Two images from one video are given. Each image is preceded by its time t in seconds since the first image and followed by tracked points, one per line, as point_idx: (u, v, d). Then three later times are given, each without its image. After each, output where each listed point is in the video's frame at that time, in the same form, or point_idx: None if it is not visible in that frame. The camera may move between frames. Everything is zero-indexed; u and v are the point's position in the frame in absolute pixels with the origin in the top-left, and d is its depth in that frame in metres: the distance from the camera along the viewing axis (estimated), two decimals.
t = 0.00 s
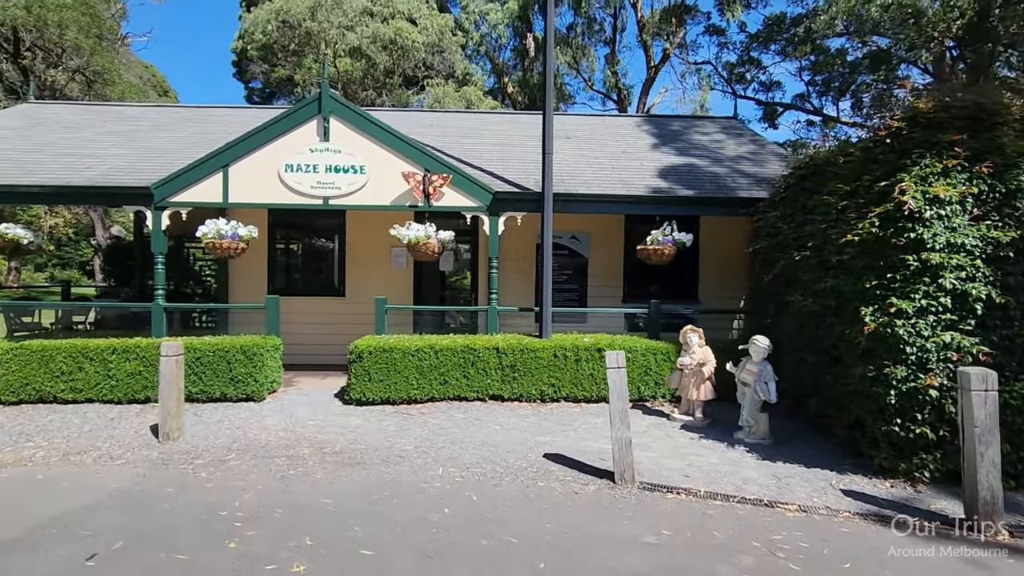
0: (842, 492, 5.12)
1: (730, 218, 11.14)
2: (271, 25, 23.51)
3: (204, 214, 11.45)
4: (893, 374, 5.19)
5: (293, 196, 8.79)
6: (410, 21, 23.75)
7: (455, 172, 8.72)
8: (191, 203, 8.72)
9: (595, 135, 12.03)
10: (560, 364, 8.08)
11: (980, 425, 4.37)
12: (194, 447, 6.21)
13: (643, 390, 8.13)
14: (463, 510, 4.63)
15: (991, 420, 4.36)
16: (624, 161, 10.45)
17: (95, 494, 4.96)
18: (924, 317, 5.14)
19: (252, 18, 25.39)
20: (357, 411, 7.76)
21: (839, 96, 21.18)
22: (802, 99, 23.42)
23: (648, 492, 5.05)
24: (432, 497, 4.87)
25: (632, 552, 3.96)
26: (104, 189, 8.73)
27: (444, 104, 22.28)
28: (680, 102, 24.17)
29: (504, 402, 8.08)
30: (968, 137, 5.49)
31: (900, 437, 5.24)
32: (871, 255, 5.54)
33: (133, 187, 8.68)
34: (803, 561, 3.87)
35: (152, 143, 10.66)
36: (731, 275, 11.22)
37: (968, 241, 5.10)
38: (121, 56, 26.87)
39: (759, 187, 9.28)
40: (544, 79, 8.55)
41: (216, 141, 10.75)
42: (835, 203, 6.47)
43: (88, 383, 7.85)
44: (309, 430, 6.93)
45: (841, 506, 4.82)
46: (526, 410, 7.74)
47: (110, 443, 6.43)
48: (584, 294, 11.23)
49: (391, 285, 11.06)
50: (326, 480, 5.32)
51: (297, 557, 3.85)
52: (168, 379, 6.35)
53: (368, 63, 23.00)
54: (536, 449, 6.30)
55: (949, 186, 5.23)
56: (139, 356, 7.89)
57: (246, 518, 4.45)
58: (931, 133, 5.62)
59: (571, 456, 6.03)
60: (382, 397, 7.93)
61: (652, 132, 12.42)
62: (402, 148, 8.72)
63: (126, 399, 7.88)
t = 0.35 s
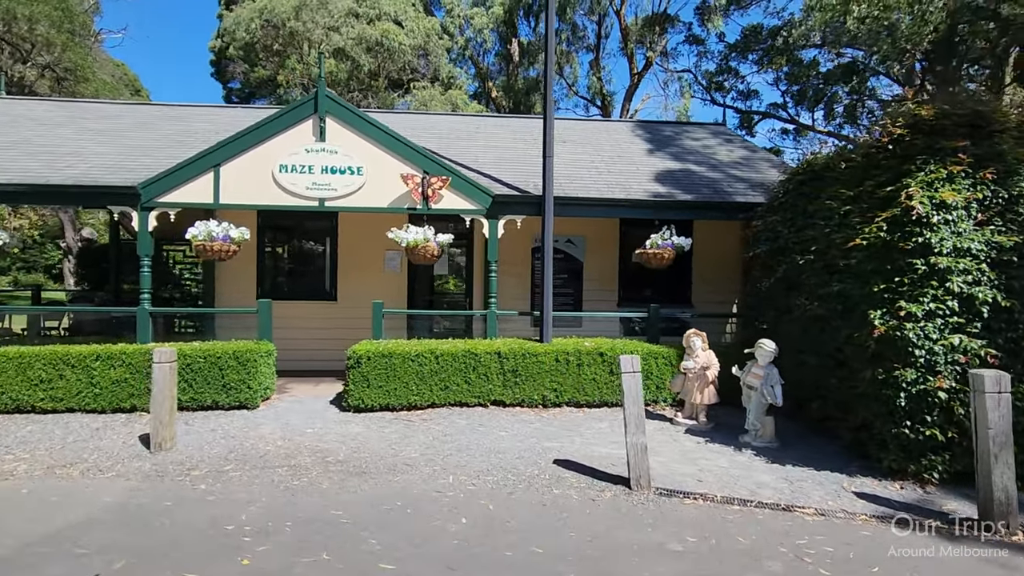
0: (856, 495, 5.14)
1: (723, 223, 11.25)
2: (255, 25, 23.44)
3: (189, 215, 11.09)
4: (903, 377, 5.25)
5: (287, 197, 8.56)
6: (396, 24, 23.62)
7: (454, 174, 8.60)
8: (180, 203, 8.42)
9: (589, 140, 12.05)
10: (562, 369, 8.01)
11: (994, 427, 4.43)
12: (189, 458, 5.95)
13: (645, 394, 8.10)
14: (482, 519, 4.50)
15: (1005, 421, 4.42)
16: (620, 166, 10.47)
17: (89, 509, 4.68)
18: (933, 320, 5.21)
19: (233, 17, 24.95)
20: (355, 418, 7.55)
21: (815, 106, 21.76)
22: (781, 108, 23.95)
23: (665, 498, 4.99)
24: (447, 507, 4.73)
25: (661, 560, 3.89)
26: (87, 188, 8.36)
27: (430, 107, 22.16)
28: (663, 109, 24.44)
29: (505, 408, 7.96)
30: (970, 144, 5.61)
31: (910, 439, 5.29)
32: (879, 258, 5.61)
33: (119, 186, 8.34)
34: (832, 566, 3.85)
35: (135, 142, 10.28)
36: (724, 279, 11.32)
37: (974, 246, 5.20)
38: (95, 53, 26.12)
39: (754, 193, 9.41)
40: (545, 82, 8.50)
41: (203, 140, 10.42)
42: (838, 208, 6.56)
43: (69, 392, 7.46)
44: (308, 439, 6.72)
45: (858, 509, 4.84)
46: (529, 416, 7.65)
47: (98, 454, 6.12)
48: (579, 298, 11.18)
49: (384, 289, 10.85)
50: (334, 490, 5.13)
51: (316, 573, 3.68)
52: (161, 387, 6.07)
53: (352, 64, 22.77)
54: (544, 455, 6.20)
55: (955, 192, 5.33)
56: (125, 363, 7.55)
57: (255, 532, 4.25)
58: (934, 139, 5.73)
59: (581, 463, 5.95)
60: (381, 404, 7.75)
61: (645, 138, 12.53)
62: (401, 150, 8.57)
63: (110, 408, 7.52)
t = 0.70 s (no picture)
0: (875, 498, 5.16)
1: (726, 227, 11.32)
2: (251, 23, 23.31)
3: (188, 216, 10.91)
4: (919, 381, 5.31)
5: (293, 199, 8.46)
6: (392, 25, 23.51)
7: (463, 177, 8.56)
8: (184, 204, 8.28)
9: (592, 144, 12.09)
10: (572, 373, 7.99)
11: (1015, 431, 4.48)
12: (200, 465, 5.82)
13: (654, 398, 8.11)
14: (509, 526, 4.45)
15: None
16: (625, 170, 10.51)
17: (103, 519, 4.56)
18: (949, 326, 5.27)
19: (226, 15, 24.69)
20: (365, 423, 7.47)
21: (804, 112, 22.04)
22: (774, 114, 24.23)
23: (688, 503, 4.99)
24: (472, 514, 4.67)
25: (694, 566, 3.88)
26: (87, 188, 8.18)
27: (425, 108, 22.05)
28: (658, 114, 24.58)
29: (516, 412, 7.92)
30: (983, 152, 5.70)
31: (926, 443, 5.33)
32: (894, 264, 5.67)
33: (121, 186, 8.17)
34: (863, 571, 3.86)
35: (134, 141, 10.09)
36: (726, 283, 11.39)
37: (989, 252, 5.28)
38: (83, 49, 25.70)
39: (759, 198, 9.50)
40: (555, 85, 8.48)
41: (204, 141, 10.26)
42: (849, 214, 6.63)
43: (70, 397, 7.28)
44: (320, 444, 6.62)
45: (879, 512, 4.87)
46: (540, 420, 7.62)
47: (105, 461, 5.97)
48: (582, 302, 11.19)
49: (387, 292, 10.75)
50: (354, 497, 5.05)
51: None
52: (171, 392, 5.96)
53: (348, 65, 22.60)
54: (561, 460, 6.18)
55: (970, 200, 5.42)
56: (128, 367, 7.38)
57: (280, 541, 4.17)
58: (948, 147, 5.81)
59: (599, 467, 5.93)
60: (391, 408, 7.67)
61: (648, 143, 12.60)
62: (409, 152, 8.51)
63: (112, 413, 7.35)
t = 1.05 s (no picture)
0: (908, 498, 5.12)
1: (738, 225, 11.30)
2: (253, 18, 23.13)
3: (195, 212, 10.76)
4: (951, 379, 5.29)
5: (307, 194, 8.33)
6: (394, 22, 23.40)
7: (479, 173, 8.48)
8: (197, 199, 8.15)
9: (604, 143, 12.04)
10: (591, 372, 7.94)
11: None
12: (221, 465, 5.72)
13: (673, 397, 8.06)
14: (547, 527, 4.38)
15: None
16: (639, 169, 10.48)
17: (130, 519, 4.45)
18: (981, 324, 5.26)
19: (227, 11, 24.50)
20: (383, 421, 7.37)
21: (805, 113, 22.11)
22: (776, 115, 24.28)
23: (723, 503, 4.94)
24: (507, 514, 4.60)
25: (741, 566, 3.83)
26: (98, 182, 8.03)
27: (428, 106, 21.92)
28: (660, 113, 24.58)
29: (534, 411, 7.86)
30: (1014, 151, 5.70)
31: (958, 442, 5.31)
32: (925, 262, 5.65)
33: (133, 180, 8.03)
34: (912, 571, 3.82)
35: (143, 135, 9.94)
36: (737, 282, 11.38)
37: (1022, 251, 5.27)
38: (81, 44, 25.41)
39: (775, 197, 9.50)
40: (574, 81, 8.42)
41: (214, 136, 10.12)
42: (874, 213, 6.61)
43: (82, 395, 7.13)
44: (341, 443, 6.52)
45: (915, 511, 4.83)
46: (560, 419, 7.55)
47: (123, 460, 5.84)
48: (594, 300, 11.12)
49: (398, 291, 10.63)
50: (384, 497, 4.97)
51: None
52: (191, 390, 5.86)
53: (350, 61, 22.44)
54: (587, 459, 6.11)
55: (1002, 198, 5.41)
56: (141, 365, 7.23)
57: (317, 542, 4.08)
58: (977, 146, 5.81)
59: (626, 467, 5.88)
60: (408, 407, 7.58)
61: (658, 141, 12.57)
62: (426, 148, 8.42)
63: (125, 411, 7.21)
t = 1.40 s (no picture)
0: (950, 504, 5.07)
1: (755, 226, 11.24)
2: (260, 17, 23.03)
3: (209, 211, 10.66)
4: (992, 384, 5.24)
5: (328, 195, 8.24)
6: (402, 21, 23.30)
7: (501, 174, 8.40)
8: (216, 199, 8.06)
9: (620, 143, 11.97)
10: (615, 375, 7.86)
11: None
12: (251, 469, 5.64)
13: (697, 400, 7.99)
14: (591, 534, 4.32)
15: None
16: (657, 170, 10.42)
17: (167, 526, 4.38)
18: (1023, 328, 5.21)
19: (233, 9, 24.40)
20: (407, 424, 7.29)
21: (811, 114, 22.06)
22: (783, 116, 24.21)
23: (764, 509, 4.89)
24: (549, 521, 4.54)
25: None
26: (117, 181, 7.94)
27: (435, 105, 21.81)
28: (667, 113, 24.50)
29: (558, 414, 7.79)
30: None
31: (999, 448, 5.26)
32: (964, 265, 5.60)
33: (152, 180, 7.94)
34: None
35: (158, 134, 9.84)
36: (754, 283, 11.31)
37: None
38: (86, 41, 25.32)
39: (796, 199, 9.50)
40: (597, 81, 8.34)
41: (229, 135, 10.03)
42: (906, 215, 6.54)
43: (104, 397, 7.07)
44: (368, 447, 6.44)
45: (959, 519, 4.79)
46: (585, 422, 7.48)
47: (150, 463, 5.77)
48: (610, 301, 11.05)
49: (414, 292, 10.54)
50: (420, 503, 4.90)
51: None
52: (219, 393, 5.78)
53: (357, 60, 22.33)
54: (618, 463, 6.05)
55: None
56: (163, 367, 7.16)
57: (361, 549, 4.01)
58: (1015, 147, 5.76)
59: (659, 471, 5.82)
60: (432, 410, 7.51)
61: (673, 142, 12.51)
62: (447, 148, 8.34)
63: (148, 414, 7.14)
